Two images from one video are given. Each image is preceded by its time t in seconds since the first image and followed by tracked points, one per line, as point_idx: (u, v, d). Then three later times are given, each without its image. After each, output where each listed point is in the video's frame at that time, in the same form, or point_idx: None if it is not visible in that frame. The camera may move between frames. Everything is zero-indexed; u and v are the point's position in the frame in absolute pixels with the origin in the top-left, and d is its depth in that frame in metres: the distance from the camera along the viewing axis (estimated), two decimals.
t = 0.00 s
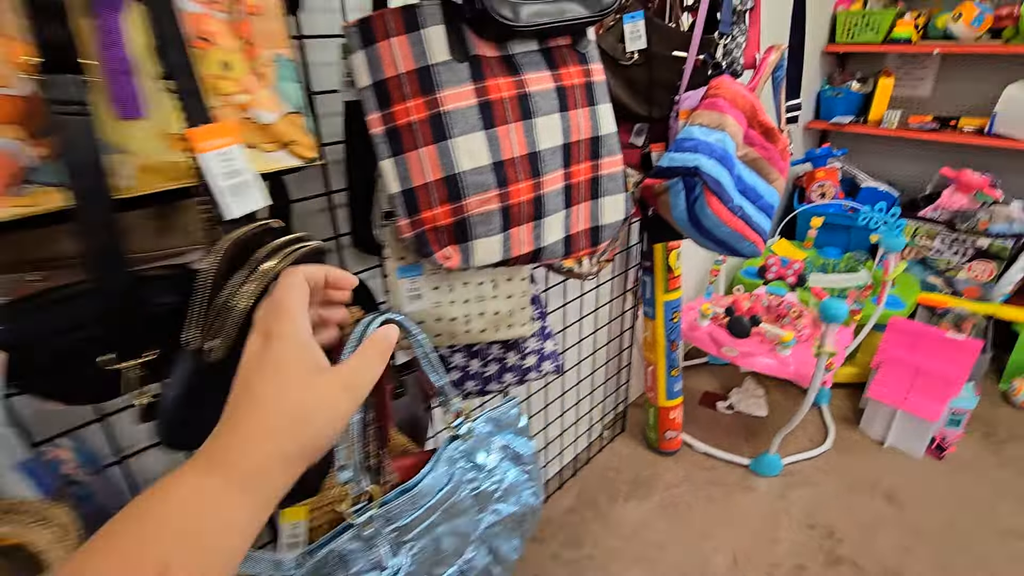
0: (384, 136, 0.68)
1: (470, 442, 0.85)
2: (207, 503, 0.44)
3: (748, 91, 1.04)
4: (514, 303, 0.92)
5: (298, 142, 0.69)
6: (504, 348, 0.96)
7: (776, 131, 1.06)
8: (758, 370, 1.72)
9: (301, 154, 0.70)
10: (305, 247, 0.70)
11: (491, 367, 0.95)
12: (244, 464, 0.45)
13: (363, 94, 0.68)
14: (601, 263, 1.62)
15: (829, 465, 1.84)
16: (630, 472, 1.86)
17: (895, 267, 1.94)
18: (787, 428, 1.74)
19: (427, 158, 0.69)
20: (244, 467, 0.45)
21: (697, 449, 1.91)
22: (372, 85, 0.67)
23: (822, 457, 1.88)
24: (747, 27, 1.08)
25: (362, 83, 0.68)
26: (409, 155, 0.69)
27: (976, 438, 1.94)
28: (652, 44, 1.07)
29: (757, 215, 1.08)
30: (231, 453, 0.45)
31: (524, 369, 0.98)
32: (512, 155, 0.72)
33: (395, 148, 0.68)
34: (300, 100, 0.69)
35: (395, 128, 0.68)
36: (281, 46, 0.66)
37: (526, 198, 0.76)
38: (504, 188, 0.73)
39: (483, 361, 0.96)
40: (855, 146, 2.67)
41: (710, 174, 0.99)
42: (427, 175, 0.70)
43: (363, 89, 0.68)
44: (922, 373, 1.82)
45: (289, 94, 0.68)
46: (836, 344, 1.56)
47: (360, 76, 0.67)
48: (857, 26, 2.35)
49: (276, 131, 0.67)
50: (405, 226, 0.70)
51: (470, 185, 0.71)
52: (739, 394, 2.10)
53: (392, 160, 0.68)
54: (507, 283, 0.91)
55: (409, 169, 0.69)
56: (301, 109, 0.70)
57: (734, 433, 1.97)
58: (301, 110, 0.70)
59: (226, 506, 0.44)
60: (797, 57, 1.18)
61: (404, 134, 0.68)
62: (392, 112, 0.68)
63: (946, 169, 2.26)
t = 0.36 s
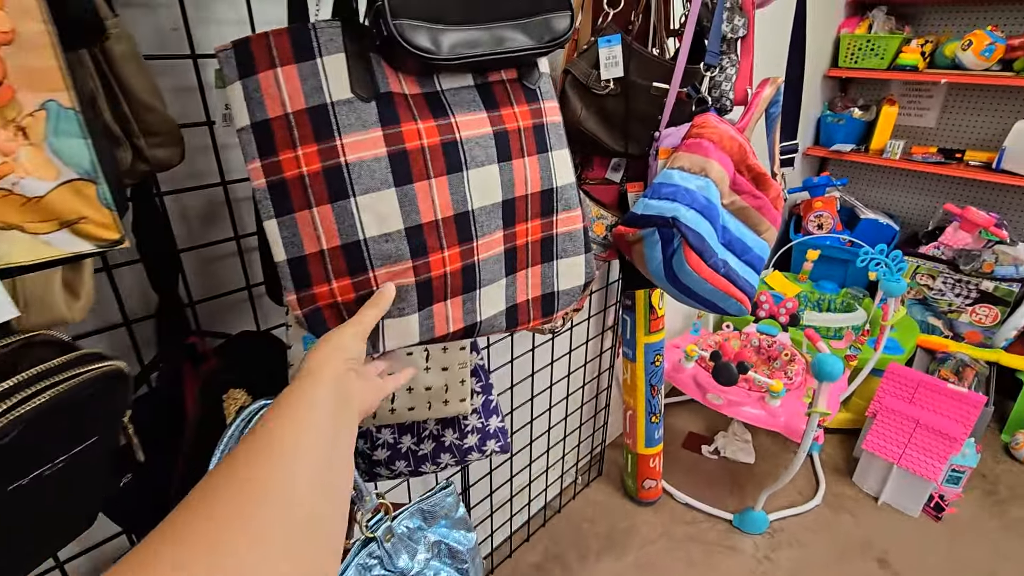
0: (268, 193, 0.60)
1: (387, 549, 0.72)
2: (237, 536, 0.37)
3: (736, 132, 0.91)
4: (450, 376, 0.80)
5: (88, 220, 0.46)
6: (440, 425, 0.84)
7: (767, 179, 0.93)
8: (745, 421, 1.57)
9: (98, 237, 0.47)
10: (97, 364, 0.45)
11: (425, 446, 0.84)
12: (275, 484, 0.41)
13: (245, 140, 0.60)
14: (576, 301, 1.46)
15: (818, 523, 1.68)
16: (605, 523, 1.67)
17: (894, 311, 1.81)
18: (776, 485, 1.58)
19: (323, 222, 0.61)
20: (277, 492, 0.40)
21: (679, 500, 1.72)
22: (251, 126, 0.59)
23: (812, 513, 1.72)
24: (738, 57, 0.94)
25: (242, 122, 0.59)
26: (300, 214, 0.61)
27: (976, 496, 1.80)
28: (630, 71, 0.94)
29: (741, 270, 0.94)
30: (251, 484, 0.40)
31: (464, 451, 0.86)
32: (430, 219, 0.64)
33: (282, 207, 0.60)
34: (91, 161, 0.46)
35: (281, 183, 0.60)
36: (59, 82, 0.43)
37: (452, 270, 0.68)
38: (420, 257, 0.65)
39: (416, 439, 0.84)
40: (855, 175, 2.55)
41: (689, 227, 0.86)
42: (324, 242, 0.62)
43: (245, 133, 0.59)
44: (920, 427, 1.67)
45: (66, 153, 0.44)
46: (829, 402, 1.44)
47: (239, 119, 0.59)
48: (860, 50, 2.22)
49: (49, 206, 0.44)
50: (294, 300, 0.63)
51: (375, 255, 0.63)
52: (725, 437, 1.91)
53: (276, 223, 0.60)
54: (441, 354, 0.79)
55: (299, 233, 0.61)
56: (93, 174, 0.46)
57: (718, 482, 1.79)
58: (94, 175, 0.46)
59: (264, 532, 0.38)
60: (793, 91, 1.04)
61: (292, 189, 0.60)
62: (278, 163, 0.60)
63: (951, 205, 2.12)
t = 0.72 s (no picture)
0: (264, 205, 0.49)
1: None
2: (391, 476, 0.51)
3: (751, 148, 0.85)
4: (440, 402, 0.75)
5: None
6: (430, 453, 0.79)
7: (783, 199, 0.87)
8: (760, 447, 1.50)
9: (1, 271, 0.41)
10: (9, 409, 0.44)
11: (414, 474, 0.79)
12: (398, 433, 0.52)
13: (220, 144, 0.48)
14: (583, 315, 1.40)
15: (837, 556, 1.59)
16: (610, 545, 1.61)
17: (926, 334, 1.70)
18: (792, 515, 1.49)
19: (337, 236, 0.51)
20: (402, 435, 0.52)
21: (689, 524, 1.65)
22: (232, 126, 0.48)
23: (830, 545, 1.63)
24: (757, 66, 0.88)
25: (211, 125, 0.48)
26: (309, 228, 0.50)
27: (1011, 535, 1.69)
28: (638, 81, 0.88)
29: (752, 294, 0.87)
30: (380, 438, 0.51)
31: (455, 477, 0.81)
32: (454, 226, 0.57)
33: (285, 217, 0.49)
34: None
35: (281, 189, 0.49)
36: None
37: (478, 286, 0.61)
38: (445, 272, 0.58)
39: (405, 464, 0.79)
40: (889, 187, 2.44)
41: (695, 250, 0.79)
42: (339, 261, 0.51)
43: (222, 135, 0.48)
44: (951, 460, 1.57)
45: None
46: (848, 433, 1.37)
47: (207, 121, 0.47)
48: (898, 57, 2.11)
49: None
50: (315, 335, 0.50)
51: (398, 271, 0.55)
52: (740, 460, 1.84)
53: (275, 239, 0.48)
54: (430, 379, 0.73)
55: (309, 251, 0.50)
56: None
57: (731, 507, 1.72)
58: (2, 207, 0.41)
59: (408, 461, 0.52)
60: (817, 104, 0.98)
61: (293, 197, 0.50)
62: (274, 170, 0.49)
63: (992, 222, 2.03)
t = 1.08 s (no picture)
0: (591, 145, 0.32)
1: None
2: (627, 493, 0.37)
3: (778, 164, 0.83)
4: (454, 409, 0.78)
5: (45, 261, 0.41)
6: (444, 456, 0.84)
7: (812, 217, 0.85)
8: (789, 466, 1.48)
9: (55, 278, 0.42)
10: (52, 403, 0.46)
11: (427, 475, 0.85)
12: (648, 434, 0.37)
13: (523, 63, 0.31)
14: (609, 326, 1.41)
15: None
16: (629, 555, 1.60)
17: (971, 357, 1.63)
18: (819, 539, 1.45)
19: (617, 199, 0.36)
20: (648, 442, 0.37)
21: (711, 540, 1.63)
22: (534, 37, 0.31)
23: (859, 570, 1.58)
24: (789, 82, 0.86)
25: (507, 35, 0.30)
26: (606, 176, 0.34)
27: None
28: (666, 96, 0.89)
29: (776, 312, 0.84)
30: (627, 437, 0.36)
31: (466, 483, 0.87)
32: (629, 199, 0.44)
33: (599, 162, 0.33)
34: (52, 202, 0.41)
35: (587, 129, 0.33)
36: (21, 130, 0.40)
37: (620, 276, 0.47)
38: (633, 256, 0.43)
39: (420, 467, 0.85)
40: (939, 202, 2.36)
41: (717, 266, 0.77)
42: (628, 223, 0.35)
43: (530, 49, 0.30)
44: (994, 489, 1.51)
45: (27, 197, 0.40)
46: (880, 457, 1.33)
47: (512, 28, 0.30)
48: (950, 66, 2.06)
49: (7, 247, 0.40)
50: (651, 309, 0.34)
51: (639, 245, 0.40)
52: (768, 477, 1.82)
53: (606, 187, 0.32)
54: (446, 386, 0.77)
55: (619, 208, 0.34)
56: (53, 217, 0.42)
57: (756, 526, 1.69)
58: (55, 218, 0.42)
59: (648, 479, 0.37)
60: (852, 121, 0.97)
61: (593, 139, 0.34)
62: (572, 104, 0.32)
63: None
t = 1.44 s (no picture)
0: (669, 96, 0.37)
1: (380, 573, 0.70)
2: (725, 446, 0.34)
3: (798, 155, 0.81)
4: (457, 401, 0.79)
5: (52, 242, 0.41)
6: (448, 449, 0.85)
7: (833, 209, 0.83)
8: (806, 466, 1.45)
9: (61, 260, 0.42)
10: (58, 386, 0.46)
11: (431, 468, 0.86)
12: (743, 384, 0.36)
13: (594, 17, 0.36)
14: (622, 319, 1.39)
15: None
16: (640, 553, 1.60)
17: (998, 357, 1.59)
18: (836, 541, 1.42)
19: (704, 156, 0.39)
20: (743, 396, 0.35)
21: (724, 539, 1.62)
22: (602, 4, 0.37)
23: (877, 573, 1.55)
24: (809, 70, 0.85)
25: None
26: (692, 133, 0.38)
27: None
28: (682, 86, 0.87)
29: (796, 307, 0.80)
30: (724, 383, 0.35)
31: (470, 477, 0.88)
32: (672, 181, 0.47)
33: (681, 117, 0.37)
34: (59, 185, 0.41)
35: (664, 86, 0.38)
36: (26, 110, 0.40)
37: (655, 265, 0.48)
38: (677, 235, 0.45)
39: (424, 459, 0.86)
40: (965, 198, 2.31)
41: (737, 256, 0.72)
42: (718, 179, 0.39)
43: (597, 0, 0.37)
44: (1019, 495, 1.46)
45: (31, 177, 0.40)
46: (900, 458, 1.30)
47: None
48: (979, 57, 2.02)
49: (12, 228, 0.40)
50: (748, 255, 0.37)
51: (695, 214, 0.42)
52: (784, 477, 1.79)
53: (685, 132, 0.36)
54: (450, 378, 0.78)
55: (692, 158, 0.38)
56: (60, 200, 0.42)
57: (771, 526, 1.67)
58: (62, 201, 0.42)
59: (738, 436, 0.35)
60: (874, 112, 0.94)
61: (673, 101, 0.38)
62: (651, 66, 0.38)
63: None
